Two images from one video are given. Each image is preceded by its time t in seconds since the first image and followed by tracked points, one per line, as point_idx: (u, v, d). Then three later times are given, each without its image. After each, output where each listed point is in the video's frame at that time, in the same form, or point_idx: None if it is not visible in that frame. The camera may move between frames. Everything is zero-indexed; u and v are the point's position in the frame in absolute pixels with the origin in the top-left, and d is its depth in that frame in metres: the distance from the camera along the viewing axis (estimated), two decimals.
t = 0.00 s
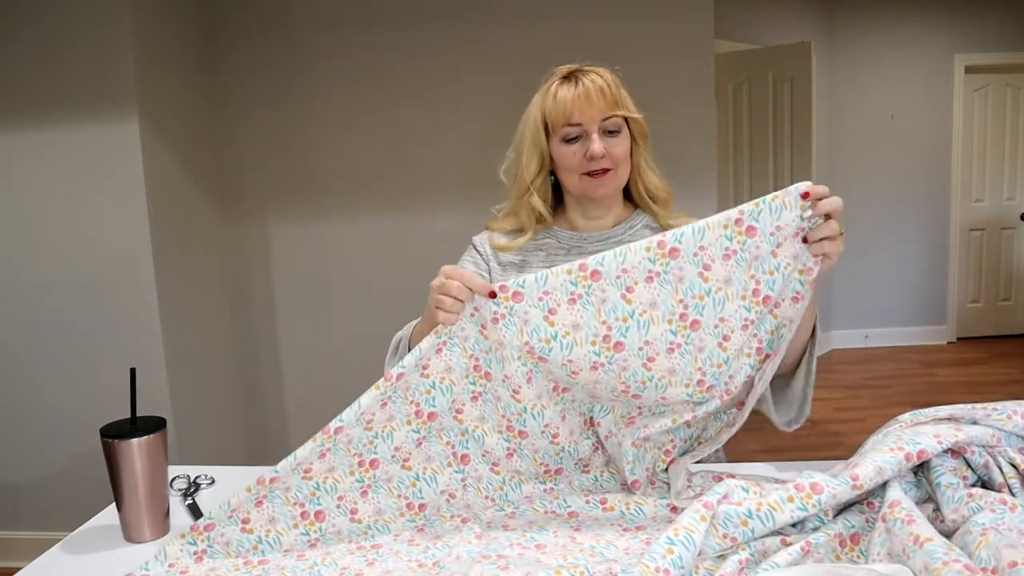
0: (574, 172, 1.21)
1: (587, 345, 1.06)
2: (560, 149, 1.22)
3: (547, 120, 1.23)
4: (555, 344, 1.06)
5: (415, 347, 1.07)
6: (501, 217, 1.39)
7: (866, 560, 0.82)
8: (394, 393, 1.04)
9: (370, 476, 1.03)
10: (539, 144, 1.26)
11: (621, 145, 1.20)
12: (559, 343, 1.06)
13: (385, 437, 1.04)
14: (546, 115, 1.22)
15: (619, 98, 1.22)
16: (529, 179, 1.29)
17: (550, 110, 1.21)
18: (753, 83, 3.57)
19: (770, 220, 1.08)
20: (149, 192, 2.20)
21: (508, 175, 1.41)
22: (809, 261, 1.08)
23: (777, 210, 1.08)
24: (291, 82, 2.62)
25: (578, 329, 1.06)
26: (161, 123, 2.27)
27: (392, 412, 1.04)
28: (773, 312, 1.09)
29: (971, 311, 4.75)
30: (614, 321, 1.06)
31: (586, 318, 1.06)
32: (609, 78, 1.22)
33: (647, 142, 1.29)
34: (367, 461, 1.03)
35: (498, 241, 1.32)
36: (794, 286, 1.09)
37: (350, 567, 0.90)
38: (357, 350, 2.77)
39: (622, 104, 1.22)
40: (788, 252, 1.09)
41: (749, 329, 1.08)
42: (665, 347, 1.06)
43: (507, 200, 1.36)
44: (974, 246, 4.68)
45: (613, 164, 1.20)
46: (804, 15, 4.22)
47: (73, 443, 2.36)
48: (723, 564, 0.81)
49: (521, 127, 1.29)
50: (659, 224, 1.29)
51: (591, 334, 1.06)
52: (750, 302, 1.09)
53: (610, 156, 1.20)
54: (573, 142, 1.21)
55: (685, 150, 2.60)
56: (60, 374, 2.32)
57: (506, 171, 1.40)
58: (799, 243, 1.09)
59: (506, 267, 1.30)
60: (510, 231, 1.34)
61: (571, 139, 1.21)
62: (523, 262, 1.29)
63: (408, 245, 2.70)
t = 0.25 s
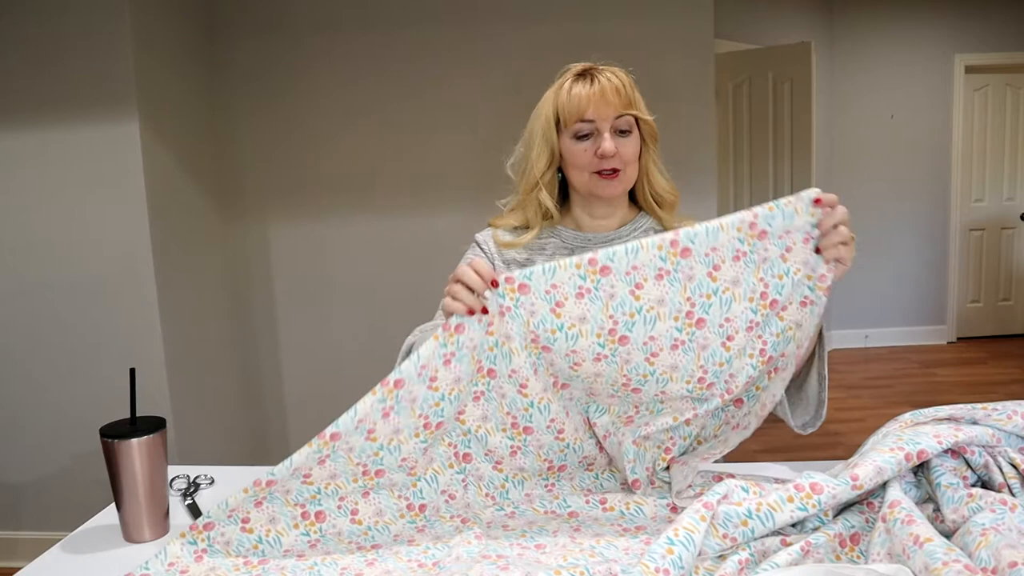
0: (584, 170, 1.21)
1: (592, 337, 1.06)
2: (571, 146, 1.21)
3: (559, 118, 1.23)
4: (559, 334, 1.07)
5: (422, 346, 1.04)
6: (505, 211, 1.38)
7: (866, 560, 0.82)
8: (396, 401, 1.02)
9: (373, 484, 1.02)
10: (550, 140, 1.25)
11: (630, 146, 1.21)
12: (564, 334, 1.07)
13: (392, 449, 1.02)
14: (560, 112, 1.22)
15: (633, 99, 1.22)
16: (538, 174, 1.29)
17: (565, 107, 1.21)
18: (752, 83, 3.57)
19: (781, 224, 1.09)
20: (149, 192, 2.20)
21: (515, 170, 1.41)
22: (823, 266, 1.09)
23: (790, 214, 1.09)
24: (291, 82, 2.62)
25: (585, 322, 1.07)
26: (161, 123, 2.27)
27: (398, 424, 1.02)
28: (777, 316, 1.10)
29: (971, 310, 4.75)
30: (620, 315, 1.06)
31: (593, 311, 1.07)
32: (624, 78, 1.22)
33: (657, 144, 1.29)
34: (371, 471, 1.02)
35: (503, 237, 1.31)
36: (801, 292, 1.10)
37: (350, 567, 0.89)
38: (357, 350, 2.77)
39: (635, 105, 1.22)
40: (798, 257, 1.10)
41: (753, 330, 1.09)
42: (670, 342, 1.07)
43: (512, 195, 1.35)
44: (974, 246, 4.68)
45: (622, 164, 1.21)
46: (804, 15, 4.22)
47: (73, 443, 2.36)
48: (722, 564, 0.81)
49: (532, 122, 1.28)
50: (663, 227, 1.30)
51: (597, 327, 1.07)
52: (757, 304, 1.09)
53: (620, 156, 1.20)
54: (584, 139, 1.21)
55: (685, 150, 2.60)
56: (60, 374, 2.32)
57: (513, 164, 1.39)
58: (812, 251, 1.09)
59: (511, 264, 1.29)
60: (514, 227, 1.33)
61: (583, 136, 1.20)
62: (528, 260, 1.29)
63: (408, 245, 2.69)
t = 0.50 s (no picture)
0: (577, 167, 1.19)
1: (564, 358, 1.07)
2: (565, 144, 1.21)
3: (552, 117, 1.23)
4: (536, 359, 1.06)
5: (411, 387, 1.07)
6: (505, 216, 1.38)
7: (866, 561, 0.82)
8: (397, 441, 1.02)
9: (342, 497, 0.96)
10: (545, 141, 1.26)
11: (625, 140, 1.18)
12: (540, 358, 1.06)
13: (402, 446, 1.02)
14: (551, 111, 1.22)
15: (627, 95, 1.21)
16: (534, 176, 1.29)
17: (554, 105, 1.21)
18: (752, 83, 3.57)
19: (703, 244, 1.10)
20: (149, 192, 2.20)
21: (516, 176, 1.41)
22: (756, 274, 1.09)
23: (704, 236, 1.11)
24: (291, 81, 2.61)
25: (553, 346, 1.07)
26: (160, 123, 2.27)
27: (404, 467, 1.00)
28: (738, 319, 1.08)
29: (971, 311, 4.75)
30: (583, 334, 1.07)
31: (557, 334, 1.07)
32: (617, 75, 1.21)
33: (658, 143, 1.28)
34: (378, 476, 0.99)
35: (500, 241, 1.32)
36: (744, 300, 1.08)
37: (349, 567, 0.89)
38: (357, 350, 2.77)
39: (629, 101, 1.21)
40: (733, 271, 1.08)
41: (708, 333, 1.08)
42: (631, 351, 1.07)
43: (512, 199, 1.35)
44: (974, 247, 4.68)
45: (618, 160, 1.18)
46: (804, 15, 4.22)
47: (72, 443, 2.36)
48: (722, 565, 0.81)
49: (528, 126, 1.29)
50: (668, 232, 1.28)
51: (565, 347, 1.07)
52: (697, 310, 1.08)
53: (615, 150, 1.18)
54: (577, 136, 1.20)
55: (684, 151, 2.59)
56: (60, 374, 2.32)
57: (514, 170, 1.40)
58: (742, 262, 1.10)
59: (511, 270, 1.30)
60: (514, 230, 1.33)
61: (576, 133, 1.20)
62: (528, 265, 1.29)
63: (407, 244, 2.69)
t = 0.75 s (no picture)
0: (575, 170, 1.20)
1: (553, 375, 1.09)
2: (564, 147, 1.21)
3: (550, 119, 1.23)
4: (525, 378, 1.09)
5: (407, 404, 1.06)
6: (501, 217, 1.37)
7: (866, 560, 0.82)
8: (395, 455, 1.00)
9: (342, 509, 0.94)
10: (543, 143, 1.25)
11: (623, 144, 1.19)
12: (529, 377, 1.09)
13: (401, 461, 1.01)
14: (550, 114, 1.22)
15: (626, 97, 1.21)
16: (531, 178, 1.29)
17: (553, 107, 1.21)
18: (752, 83, 3.58)
19: (706, 257, 1.12)
20: (150, 192, 2.20)
21: (513, 177, 1.41)
22: (758, 287, 1.13)
23: (710, 247, 1.13)
24: (291, 81, 2.62)
25: (545, 365, 1.09)
26: (161, 123, 2.27)
27: (403, 479, 0.99)
28: (728, 331, 1.12)
29: (971, 311, 4.75)
30: (575, 350, 1.09)
31: (551, 353, 1.09)
32: (616, 77, 1.21)
33: (657, 146, 1.28)
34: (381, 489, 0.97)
35: (497, 243, 1.32)
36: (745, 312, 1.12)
37: (349, 566, 0.88)
38: (357, 350, 2.77)
39: (628, 103, 1.22)
40: (733, 282, 1.12)
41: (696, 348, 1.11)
42: (620, 364, 1.10)
43: (509, 200, 1.35)
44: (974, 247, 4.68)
45: (617, 163, 1.19)
46: (804, 15, 4.22)
47: (73, 443, 2.36)
48: (722, 564, 0.81)
49: (525, 127, 1.29)
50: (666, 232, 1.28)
51: (556, 365, 1.09)
52: (696, 326, 1.11)
53: (613, 154, 1.18)
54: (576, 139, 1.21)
55: (684, 151, 2.60)
56: (60, 374, 2.32)
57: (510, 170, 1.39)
58: (744, 274, 1.13)
59: (507, 271, 1.30)
60: (511, 232, 1.33)
61: (574, 136, 1.20)
62: (524, 266, 1.29)
63: (407, 244, 2.69)
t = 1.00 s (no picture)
0: (582, 171, 1.20)
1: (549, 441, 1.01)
2: (571, 147, 1.21)
3: (558, 119, 1.22)
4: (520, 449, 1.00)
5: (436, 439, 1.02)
6: (498, 214, 1.36)
7: (866, 560, 0.82)
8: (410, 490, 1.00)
9: (351, 523, 0.90)
10: (548, 141, 1.25)
11: (630, 147, 1.20)
12: (524, 449, 1.00)
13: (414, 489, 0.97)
14: (559, 114, 1.22)
15: (635, 101, 1.22)
16: (533, 175, 1.28)
17: (565, 108, 1.21)
18: (752, 83, 3.58)
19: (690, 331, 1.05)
20: (149, 192, 2.20)
21: (509, 173, 1.40)
22: (736, 337, 1.06)
23: (694, 324, 1.05)
24: (291, 81, 2.62)
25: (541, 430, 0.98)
26: (160, 123, 2.27)
27: (416, 505, 0.95)
28: (710, 372, 1.07)
29: (971, 311, 4.75)
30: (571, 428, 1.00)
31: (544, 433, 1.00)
32: (626, 79, 1.21)
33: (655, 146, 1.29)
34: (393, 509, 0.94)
35: (494, 242, 1.31)
36: (723, 359, 1.07)
37: (348, 566, 0.87)
38: (357, 350, 2.77)
39: (636, 106, 1.22)
40: (712, 338, 1.06)
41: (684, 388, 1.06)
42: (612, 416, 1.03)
43: (506, 197, 1.35)
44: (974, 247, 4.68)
45: (622, 166, 1.20)
46: (804, 15, 4.22)
47: (73, 443, 2.36)
48: (722, 564, 0.81)
49: (527, 124, 1.28)
50: (663, 230, 1.27)
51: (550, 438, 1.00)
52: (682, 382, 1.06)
53: (620, 157, 1.19)
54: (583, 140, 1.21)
55: (684, 150, 2.60)
56: (60, 374, 2.32)
57: (508, 165, 1.38)
58: (724, 328, 1.06)
59: (503, 270, 1.28)
60: (509, 229, 1.32)
61: (584, 137, 1.20)
62: (521, 266, 1.28)
63: (407, 244, 2.69)
